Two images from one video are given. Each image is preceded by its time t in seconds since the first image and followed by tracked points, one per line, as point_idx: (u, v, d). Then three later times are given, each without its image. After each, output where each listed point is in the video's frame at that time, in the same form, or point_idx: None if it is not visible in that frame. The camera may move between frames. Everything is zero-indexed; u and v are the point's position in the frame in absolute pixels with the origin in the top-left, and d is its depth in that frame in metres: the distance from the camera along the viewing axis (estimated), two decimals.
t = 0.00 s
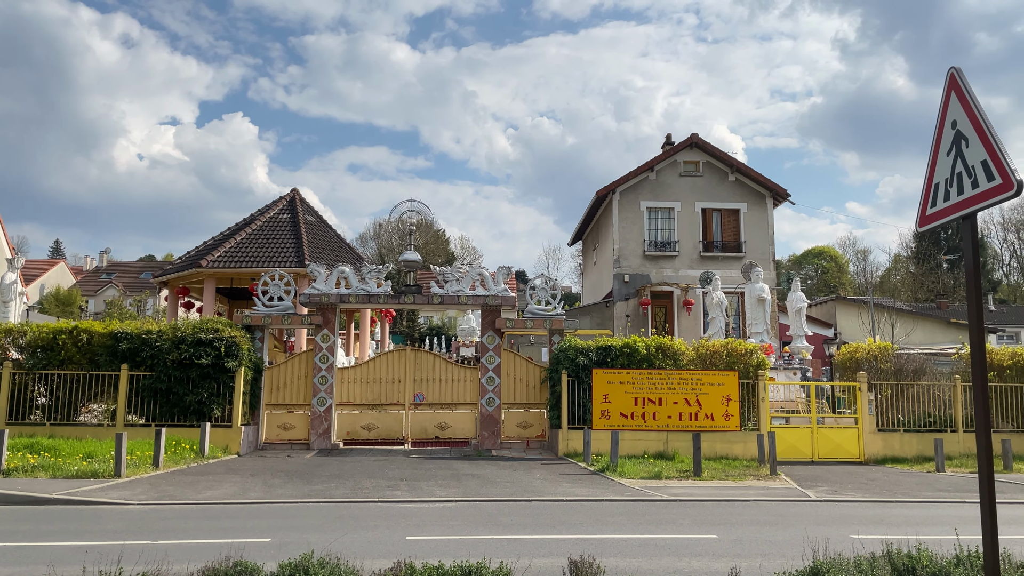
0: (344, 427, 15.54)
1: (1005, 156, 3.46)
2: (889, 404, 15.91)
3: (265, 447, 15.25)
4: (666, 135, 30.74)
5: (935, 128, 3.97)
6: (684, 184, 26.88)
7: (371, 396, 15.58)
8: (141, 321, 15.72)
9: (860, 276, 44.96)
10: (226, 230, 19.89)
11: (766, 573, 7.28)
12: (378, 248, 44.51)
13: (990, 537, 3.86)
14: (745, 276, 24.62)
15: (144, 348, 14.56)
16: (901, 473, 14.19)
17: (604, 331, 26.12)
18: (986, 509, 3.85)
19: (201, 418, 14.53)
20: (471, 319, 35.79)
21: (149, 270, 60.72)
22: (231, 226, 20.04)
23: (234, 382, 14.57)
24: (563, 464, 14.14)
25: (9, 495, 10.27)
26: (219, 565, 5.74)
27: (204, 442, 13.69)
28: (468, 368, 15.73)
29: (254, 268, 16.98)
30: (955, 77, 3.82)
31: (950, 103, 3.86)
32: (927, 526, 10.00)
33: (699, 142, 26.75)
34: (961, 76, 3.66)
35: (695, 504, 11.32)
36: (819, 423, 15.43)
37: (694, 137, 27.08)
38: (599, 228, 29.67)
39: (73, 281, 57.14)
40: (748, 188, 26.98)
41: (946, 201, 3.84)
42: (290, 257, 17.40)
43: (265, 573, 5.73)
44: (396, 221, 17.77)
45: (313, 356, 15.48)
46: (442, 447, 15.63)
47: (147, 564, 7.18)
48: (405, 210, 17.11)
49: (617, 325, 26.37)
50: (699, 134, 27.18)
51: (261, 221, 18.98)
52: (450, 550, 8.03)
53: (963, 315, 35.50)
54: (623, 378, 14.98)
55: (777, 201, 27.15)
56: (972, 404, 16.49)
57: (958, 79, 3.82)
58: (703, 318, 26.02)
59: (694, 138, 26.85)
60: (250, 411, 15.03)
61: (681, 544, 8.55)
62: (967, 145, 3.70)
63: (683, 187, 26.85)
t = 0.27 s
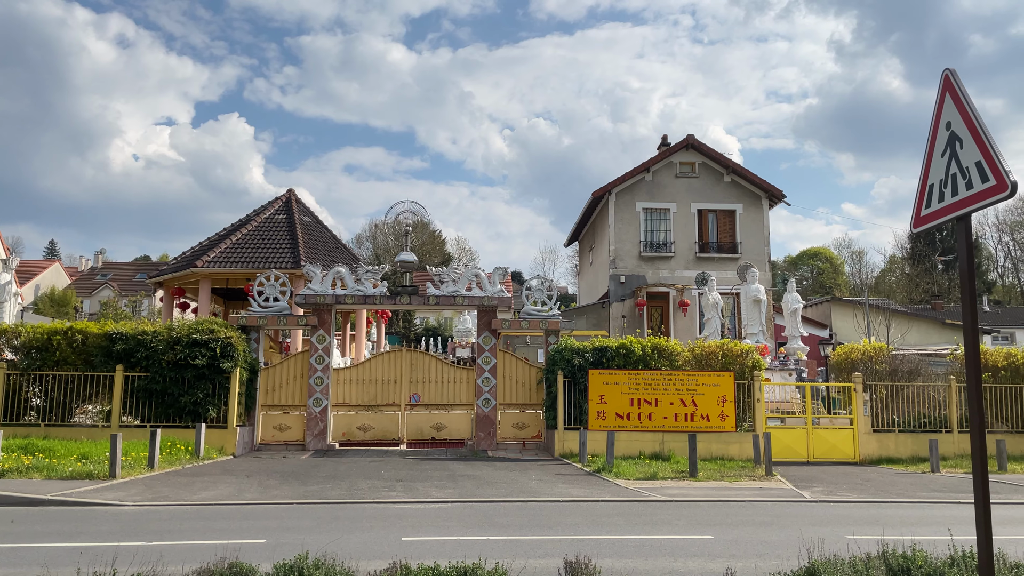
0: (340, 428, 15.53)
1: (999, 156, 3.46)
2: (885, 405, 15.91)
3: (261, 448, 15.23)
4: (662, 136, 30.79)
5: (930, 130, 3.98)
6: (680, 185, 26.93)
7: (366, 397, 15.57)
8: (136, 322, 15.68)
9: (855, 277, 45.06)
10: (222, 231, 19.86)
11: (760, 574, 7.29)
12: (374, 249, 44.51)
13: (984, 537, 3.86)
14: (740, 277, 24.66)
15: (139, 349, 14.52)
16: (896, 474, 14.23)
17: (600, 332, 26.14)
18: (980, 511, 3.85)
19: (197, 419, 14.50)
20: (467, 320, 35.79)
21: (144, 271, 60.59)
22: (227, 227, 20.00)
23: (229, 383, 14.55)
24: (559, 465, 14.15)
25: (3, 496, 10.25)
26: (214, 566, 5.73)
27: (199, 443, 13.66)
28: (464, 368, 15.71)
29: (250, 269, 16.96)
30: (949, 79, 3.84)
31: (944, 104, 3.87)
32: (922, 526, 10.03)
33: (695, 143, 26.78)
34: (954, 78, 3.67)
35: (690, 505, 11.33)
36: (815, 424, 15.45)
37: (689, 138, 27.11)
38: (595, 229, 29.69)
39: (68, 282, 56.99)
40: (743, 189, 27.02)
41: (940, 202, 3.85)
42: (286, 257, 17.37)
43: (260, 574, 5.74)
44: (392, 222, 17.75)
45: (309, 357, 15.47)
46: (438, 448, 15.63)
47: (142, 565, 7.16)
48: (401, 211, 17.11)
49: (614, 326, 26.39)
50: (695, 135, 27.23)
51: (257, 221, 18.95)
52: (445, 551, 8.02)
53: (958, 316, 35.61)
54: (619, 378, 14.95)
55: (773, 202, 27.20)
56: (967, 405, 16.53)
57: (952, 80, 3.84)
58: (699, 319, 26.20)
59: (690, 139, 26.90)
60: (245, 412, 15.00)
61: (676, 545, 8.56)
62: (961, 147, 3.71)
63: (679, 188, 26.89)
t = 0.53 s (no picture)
0: (336, 429, 15.51)
1: (994, 158, 3.46)
2: (880, 406, 15.96)
3: (256, 449, 15.20)
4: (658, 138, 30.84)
5: (925, 131, 3.99)
6: (675, 186, 26.97)
7: (362, 398, 15.55)
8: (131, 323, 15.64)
9: (851, 279, 45.18)
10: (217, 232, 19.83)
11: (755, 575, 7.29)
12: (370, 249, 44.50)
13: (979, 539, 3.85)
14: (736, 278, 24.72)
15: (134, 350, 14.48)
16: (891, 475, 14.25)
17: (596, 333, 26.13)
18: (976, 513, 3.83)
19: (191, 420, 14.47)
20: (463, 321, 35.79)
21: (139, 271, 60.44)
22: (222, 227, 19.96)
23: (224, 384, 14.52)
24: (555, 466, 14.14)
25: None
26: (208, 568, 5.72)
27: (194, 444, 13.62)
28: (459, 369, 15.69)
29: (245, 270, 16.92)
30: (944, 81, 3.84)
31: (939, 106, 3.87)
32: (917, 527, 10.04)
33: (691, 144, 26.82)
34: (949, 80, 3.67)
35: (686, 506, 11.33)
36: (810, 425, 15.46)
37: (685, 139, 27.14)
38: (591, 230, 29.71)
39: (63, 283, 56.81)
40: (739, 190, 27.06)
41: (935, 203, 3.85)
42: (281, 258, 17.34)
43: None
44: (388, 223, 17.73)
45: (304, 358, 15.44)
46: (434, 449, 15.61)
47: (136, 566, 7.14)
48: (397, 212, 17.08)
49: (610, 327, 26.40)
50: (690, 137, 27.27)
51: (252, 222, 18.93)
52: (441, 553, 8.01)
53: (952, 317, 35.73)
54: (614, 379, 14.86)
55: (768, 203, 27.24)
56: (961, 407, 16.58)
57: (947, 82, 3.84)
58: (694, 320, 26.36)
59: (685, 140, 26.93)
60: (240, 413, 14.97)
61: (672, 546, 8.56)
62: (956, 149, 3.71)
63: (675, 189, 26.92)
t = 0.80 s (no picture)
0: (331, 431, 15.50)
1: (987, 161, 3.47)
2: (874, 408, 15.98)
3: (251, 450, 15.17)
4: (653, 139, 30.89)
5: (918, 134, 4.00)
6: (671, 188, 27.01)
7: (357, 399, 15.53)
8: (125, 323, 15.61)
9: (846, 280, 45.29)
10: (212, 233, 19.80)
11: None
12: (365, 250, 44.48)
13: (972, 540, 3.86)
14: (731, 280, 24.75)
15: (129, 351, 14.46)
16: (885, 476, 14.28)
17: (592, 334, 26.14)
18: (969, 514, 3.84)
19: (186, 421, 14.43)
20: (458, 322, 35.78)
21: (134, 272, 60.30)
22: (217, 228, 19.93)
23: (219, 385, 14.50)
24: (551, 467, 14.15)
25: None
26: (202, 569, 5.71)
27: (189, 446, 13.59)
28: (455, 371, 15.69)
29: (240, 271, 16.89)
30: (938, 83, 3.85)
31: (933, 109, 3.88)
32: (911, 528, 10.07)
33: (686, 146, 26.85)
34: (943, 83, 3.69)
35: (681, 507, 11.35)
36: (805, 426, 15.49)
37: (681, 141, 27.18)
38: (587, 232, 29.73)
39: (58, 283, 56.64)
40: (734, 192, 27.12)
41: (929, 206, 3.86)
42: (277, 260, 17.31)
43: None
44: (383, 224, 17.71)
45: (299, 359, 15.41)
46: (429, 450, 15.60)
47: (130, 568, 7.12)
48: (392, 213, 17.07)
49: (605, 328, 26.40)
50: (686, 138, 27.30)
51: (247, 223, 18.90)
52: (436, 554, 8.01)
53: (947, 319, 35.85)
54: (610, 381, 15.02)
55: (763, 205, 27.30)
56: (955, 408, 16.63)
57: (941, 85, 3.85)
58: (690, 321, 26.29)
59: (681, 142, 26.97)
60: (235, 414, 14.95)
61: (667, 547, 8.57)
62: (950, 151, 3.73)
63: (671, 191, 26.96)
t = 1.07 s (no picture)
0: (325, 431, 15.48)
1: (980, 164, 3.49)
2: (870, 409, 15.96)
3: (245, 451, 15.13)
4: (649, 141, 30.93)
5: (912, 136, 4.01)
6: (666, 189, 27.05)
7: (352, 400, 15.51)
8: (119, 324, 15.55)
9: (840, 282, 45.38)
10: (207, 233, 19.75)
11: None
12: (360, 250, 44.41)
13: (965, 540, 3.88)
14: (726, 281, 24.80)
15: (123, 351, 14.41)
16: (879, 477, 14.33)
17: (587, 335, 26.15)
18: (962, 513, 3.87)
19: (180, 422, 14.39)
20: (453, 323, 35.75)
21: (128, 272, 60.09)
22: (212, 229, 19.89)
23: (213, 385, 14.46)
24: (545, 468, 14.15)
25: None
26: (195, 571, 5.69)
27: (183, 447, 13.55)
28: (450, 372, 15.69)
29: (235, 271, 16.84)
30: (932, 86, 3.87)
31: (927, 111, 3.90)
32: (904, 529, 10.09)
33: (682, 148, 26.88)
34: (937, 85, 3.70)
35: (676, 508, 11.36)
36: (799, 427, 15.56)
37: (676, 143, 27.22)
38: (582, 233, 29.74)
39: (52, 283, 56.38)
40: (729, 194, 27.18)
41: (922, 208, 3.88)
42: (271, 260, 17.28)
43: None
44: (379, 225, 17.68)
45: (294, 360, 15.38)
46: (424, 451, 15.58)
47: (123, 570, 7.08)
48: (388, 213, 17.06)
49: (600, 329, 26.40)
50: (681, 140, 27.35)
51: (242, 223, 18.87)
52: (430, 555, 7.99)
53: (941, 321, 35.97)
54: (605, 382, 15.03)
55: (758, 207, 27.37)
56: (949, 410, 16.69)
57: (935, 87, 3.87)
58: (684, 323, 26.39)
59: (676, 143, 27.01)
60: (229, 415, 14.91)
61: (662, 548, 8.58)
62: (944, 153, 3.74)
63: (666, 192, 27.00)
